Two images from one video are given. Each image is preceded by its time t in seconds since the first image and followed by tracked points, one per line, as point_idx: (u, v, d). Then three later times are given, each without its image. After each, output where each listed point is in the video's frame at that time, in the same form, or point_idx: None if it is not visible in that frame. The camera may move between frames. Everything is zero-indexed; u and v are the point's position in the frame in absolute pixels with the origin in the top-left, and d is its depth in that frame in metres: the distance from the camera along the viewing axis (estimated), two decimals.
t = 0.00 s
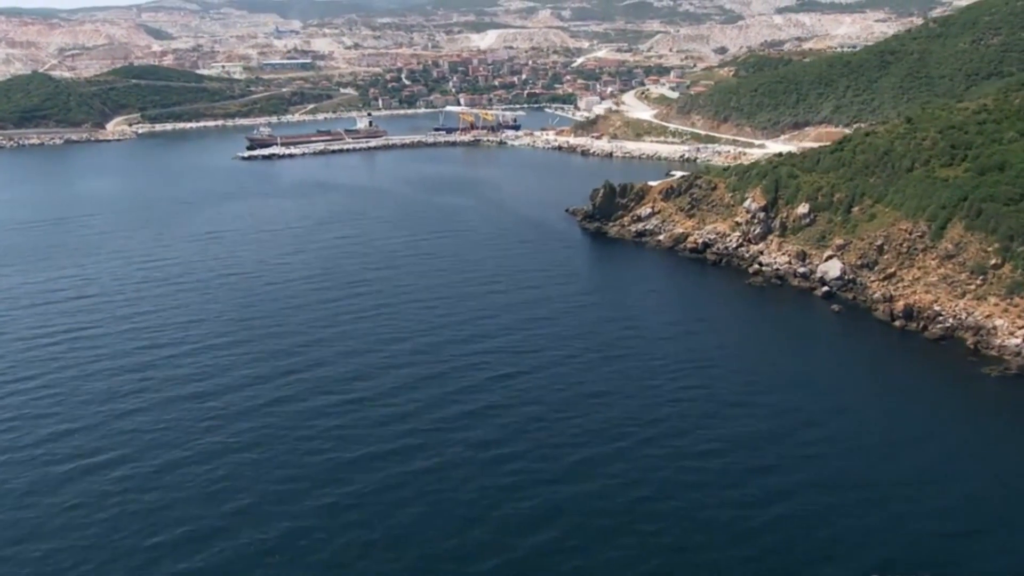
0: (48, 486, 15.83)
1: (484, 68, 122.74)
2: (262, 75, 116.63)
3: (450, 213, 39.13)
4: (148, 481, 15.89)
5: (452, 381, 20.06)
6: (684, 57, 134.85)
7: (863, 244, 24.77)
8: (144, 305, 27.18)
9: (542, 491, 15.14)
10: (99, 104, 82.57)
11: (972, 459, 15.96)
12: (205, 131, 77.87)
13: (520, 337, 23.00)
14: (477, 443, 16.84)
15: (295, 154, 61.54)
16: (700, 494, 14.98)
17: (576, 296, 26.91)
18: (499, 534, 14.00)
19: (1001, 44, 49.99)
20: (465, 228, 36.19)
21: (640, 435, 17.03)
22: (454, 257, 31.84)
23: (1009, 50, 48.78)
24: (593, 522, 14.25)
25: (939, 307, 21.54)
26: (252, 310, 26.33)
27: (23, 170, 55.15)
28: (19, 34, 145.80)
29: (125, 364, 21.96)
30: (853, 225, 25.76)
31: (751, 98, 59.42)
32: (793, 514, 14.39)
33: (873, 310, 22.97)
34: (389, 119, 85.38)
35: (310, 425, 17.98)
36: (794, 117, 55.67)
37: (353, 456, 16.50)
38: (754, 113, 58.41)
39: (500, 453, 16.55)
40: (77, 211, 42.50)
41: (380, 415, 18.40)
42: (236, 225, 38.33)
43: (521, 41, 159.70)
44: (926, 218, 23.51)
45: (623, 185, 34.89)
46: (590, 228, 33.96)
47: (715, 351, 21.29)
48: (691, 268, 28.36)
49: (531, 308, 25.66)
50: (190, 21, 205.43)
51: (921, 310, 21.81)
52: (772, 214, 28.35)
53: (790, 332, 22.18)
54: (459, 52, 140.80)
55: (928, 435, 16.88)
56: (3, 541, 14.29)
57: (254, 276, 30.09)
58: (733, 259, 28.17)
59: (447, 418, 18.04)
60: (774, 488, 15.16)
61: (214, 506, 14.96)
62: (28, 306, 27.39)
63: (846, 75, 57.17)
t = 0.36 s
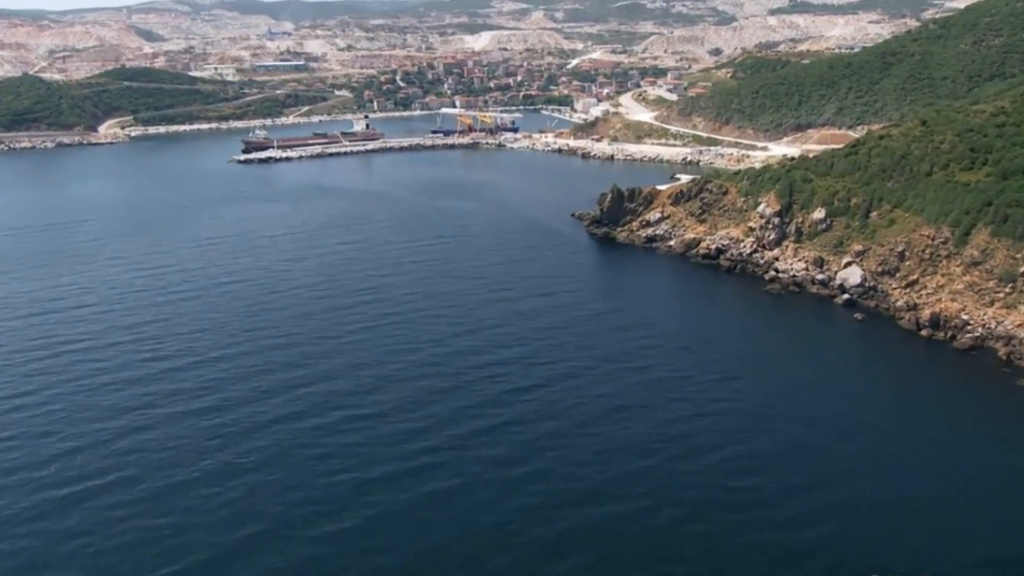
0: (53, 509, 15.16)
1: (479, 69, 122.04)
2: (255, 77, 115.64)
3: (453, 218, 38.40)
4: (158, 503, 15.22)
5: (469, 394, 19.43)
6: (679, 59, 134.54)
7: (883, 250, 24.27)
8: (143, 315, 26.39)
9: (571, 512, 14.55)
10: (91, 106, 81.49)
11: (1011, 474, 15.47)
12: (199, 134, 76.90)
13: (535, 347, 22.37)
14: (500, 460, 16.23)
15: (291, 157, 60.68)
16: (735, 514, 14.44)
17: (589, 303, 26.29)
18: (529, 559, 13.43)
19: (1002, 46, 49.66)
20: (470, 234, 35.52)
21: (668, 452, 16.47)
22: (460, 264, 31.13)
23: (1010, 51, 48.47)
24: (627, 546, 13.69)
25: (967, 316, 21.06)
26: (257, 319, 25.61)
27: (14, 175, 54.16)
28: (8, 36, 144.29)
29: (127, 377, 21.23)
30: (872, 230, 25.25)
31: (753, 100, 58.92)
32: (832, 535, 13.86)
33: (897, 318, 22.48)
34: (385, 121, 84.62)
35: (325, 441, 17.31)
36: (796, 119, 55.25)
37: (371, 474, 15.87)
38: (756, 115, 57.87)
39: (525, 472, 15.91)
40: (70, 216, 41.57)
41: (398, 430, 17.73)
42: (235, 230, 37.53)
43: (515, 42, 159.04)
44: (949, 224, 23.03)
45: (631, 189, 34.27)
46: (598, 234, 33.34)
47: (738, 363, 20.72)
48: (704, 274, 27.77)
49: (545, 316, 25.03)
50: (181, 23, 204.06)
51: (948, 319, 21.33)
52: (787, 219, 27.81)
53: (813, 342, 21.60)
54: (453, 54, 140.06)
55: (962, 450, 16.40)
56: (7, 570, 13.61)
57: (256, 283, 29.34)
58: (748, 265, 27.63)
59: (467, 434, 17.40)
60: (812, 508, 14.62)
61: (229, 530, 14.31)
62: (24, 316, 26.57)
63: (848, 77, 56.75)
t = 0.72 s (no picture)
0: (64, 539, 14.51)
1: (477, 71, 121.24)
2: (251, 79, 114.61)
3: (461, 224, 37.68)
4: (173, 531, 14.55)
5: (492, 409, 18.71)
6: (677, 61, 134.11)
7: (911, 257, 23.72)
8: (146, 326, 25.52)
9: (606, 542, 14.01)
10: (85, 109, 80.38)
11: None
12: (196, 138, 75.92)
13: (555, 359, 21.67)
14: (529, 484, 15.65)
15: (291, 160, 59.84)
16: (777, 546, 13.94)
17: (607, 312, 25.63)
18: None
19: (1010, 47, 49.17)
20: (479, 240, 34.75)
21: (703, 475, 15.93)
22: (472, 271, 30.39)
23: (1018, 52, 47.96)
24: None
25: (1004, 327, 20.58)
26: (264, 329, 24.81)
27: (8, 179, 53.13)
28: None
29: (133, 392, 20.45)
30: (898, 237, 24.69)
31: (758, 102, 58.31)
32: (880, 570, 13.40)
33: (928, 329, 21.95)
34: (384, 124, 83.84)
35: (345, 463, 16.56)
36: (802, 121, 54.62)
37: (396, 499, 15.25)
38: (762, 117, 57.22)
39: (556, 500, 15.29)
40: (67, 222, 40.58)
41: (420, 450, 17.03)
42: (237, 236, 36.69)
43: (512, 44, 158.24)
44: (981, 231, 22.51)
45: (644, 195, 33.56)
46: (610, 239, 32.61)
47: (768, 378, 20.09)
48: (724, 282, 27.08)
49: (562, 326, 24.32)
50: (174, 24, 202.67)
51: (984, 330, 20.85)
52: (808, 225, 27.19)
53: (843, 355, 21.05)
54: (451, 56, 139.15)
55: (1008, 475, 15.93)
56: None
57: (262, 292, 28.56)
58: (769, 272, 26.98)
59: (492, 454, 16.73)
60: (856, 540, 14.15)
61: (251, 562, 13.69)
62: (25, 328, 25.75)
63: (854, 79, 56.16)
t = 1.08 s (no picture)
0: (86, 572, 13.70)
1: (483, 72, 120.32)
2: (255, 81, 113.78)
3: (479, 230, 36.81)
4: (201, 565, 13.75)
5: (529, 428, 17.85)
6: (684, 61, 133.22)
7: (956, 266, 22.87)
8: (161, 337, 24.67)
9: None
10: (90, 111, 79.53)
11: None
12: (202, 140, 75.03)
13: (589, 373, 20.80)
14: (574, 512, 14.83)
15: (299, 163, 58.98)
16: None
17: (637, 322, 24.76)
18: None
19: None
20: (498, 246, 33.89)
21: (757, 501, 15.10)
22: (493, 278, 29.53)
23: None
24: None
25: None
26: (284, 340, 23.96)
27: (14, 183, 52.27)
28: (2, 40, 142.26)
29: (150, 408, 19.60)
30: (940, 244, 23.83)
31: (775, 103, 57.38)
32: None
33: (979, 341, 21.13)
34: (392, 125, 82.98)
35: (379, 488, 15.73)
36: (820, 123, 53.66)
37: (434, 528, 14.43)
38: (779, 119, 56.27)
39: (604, 529, 14.44)
40: (75, 228, 39.72)
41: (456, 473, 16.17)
42: (250, 242, 35.85)
43: (518, 44, 157.34)
44: None
45: (668, 199, 32.67)
46: (634, 246, 31.75)
47: (812, 393, 19.27)
48: (756, 290, 26.24)
49: (593, 338, 23.45)
50: (177, 25, 201.92)
51: None
52: (843, 232, 26.28)
53: (891, 371, 20.19)
54: (456, 57, 138.24)
55: None
56: None
57: (278, 300, 27.71)
58: (803, 281, 26.08)
59: (533, 477, 15.92)
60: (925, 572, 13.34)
61: None
62: (35, 339, 24.86)
63: (871, 79, 55.21)
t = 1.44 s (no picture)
0: None
1: (492, 73, 119.66)
2: (263, 82, 113.29)
3: (497, 235, 36.13)
4: None
5: (562, 446, 17.24)
6: (693, 62, 132.48)
7: (999, 276, 22.20)
8: (176, 347, 24.05)
9: None
10: (98, 113, 79.04)
11: None
12: (211, 142, 74.47)
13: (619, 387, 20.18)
14: (612, 540, 14.28)
15: (309, 166, 58.32)
16: None
17: (664, 332, 24.08)
18: None
19: None
20: (518, 253, 33.20)
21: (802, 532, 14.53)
22: (513, 286, 28.86)
23: None
24: None
25: None
26: (303, 349, 23.35)
27: (22, 186, 51.66)
28: (9, 41, 141.98)
29: (169, 422, 18.99)
30: (981, 252, 23.14)
31: (792, 105, 56.50)
32: None
33: None
34: (401, 127, 82.39)
35: (408, 510, 15.14)
36: (839, 125, 52.70)
37: (467, 558, 13.85)
38: (797, 121, 55.45)
39: (647, 560, 13.85)
40: (85, 233, 39.11)
41: (490, 497, 15.57)
42: (264, 248, 35.21)
43: (525, 45, 156.71)
44: None
45: (691, 204, 31.94)
46: (657, 252, 31.02)
47: (854, 411, 18.62)
48: (787, 299, 25.53)
49: (621, 349, 22.82)
50: (184, 27, 201.57)
51: None
52: (876, 239, 25.54)
53: (935, 388, 19.52)
54: (463, 58, 137.54)
55: None
56: None
57: (296, 308, 27.10)
58: (835, 290, 25.35)
59: (567, 501, 15.33)
60: None
61: None
62: (46, 350, 24.22)
63: (890, 80, 54.26)
